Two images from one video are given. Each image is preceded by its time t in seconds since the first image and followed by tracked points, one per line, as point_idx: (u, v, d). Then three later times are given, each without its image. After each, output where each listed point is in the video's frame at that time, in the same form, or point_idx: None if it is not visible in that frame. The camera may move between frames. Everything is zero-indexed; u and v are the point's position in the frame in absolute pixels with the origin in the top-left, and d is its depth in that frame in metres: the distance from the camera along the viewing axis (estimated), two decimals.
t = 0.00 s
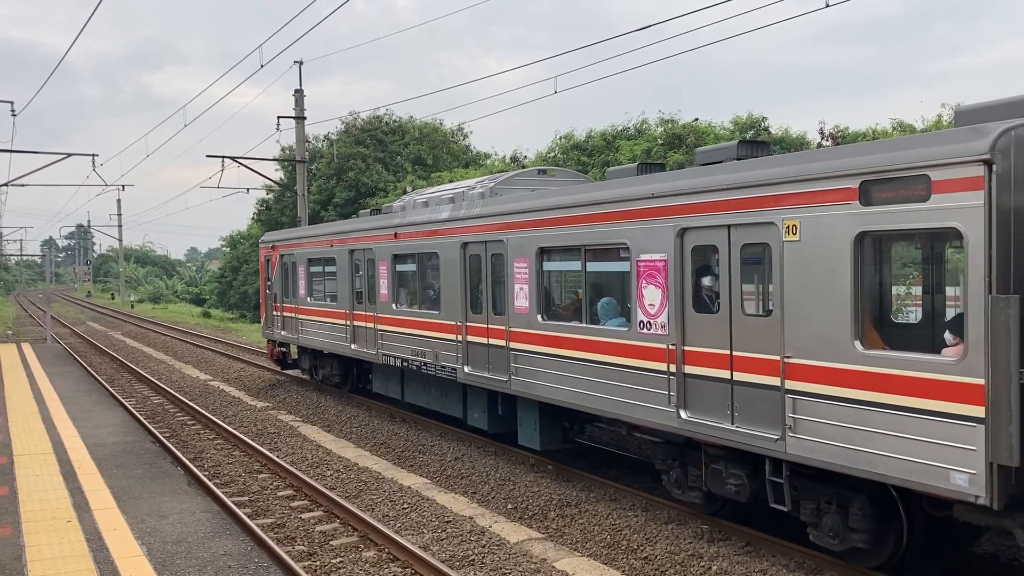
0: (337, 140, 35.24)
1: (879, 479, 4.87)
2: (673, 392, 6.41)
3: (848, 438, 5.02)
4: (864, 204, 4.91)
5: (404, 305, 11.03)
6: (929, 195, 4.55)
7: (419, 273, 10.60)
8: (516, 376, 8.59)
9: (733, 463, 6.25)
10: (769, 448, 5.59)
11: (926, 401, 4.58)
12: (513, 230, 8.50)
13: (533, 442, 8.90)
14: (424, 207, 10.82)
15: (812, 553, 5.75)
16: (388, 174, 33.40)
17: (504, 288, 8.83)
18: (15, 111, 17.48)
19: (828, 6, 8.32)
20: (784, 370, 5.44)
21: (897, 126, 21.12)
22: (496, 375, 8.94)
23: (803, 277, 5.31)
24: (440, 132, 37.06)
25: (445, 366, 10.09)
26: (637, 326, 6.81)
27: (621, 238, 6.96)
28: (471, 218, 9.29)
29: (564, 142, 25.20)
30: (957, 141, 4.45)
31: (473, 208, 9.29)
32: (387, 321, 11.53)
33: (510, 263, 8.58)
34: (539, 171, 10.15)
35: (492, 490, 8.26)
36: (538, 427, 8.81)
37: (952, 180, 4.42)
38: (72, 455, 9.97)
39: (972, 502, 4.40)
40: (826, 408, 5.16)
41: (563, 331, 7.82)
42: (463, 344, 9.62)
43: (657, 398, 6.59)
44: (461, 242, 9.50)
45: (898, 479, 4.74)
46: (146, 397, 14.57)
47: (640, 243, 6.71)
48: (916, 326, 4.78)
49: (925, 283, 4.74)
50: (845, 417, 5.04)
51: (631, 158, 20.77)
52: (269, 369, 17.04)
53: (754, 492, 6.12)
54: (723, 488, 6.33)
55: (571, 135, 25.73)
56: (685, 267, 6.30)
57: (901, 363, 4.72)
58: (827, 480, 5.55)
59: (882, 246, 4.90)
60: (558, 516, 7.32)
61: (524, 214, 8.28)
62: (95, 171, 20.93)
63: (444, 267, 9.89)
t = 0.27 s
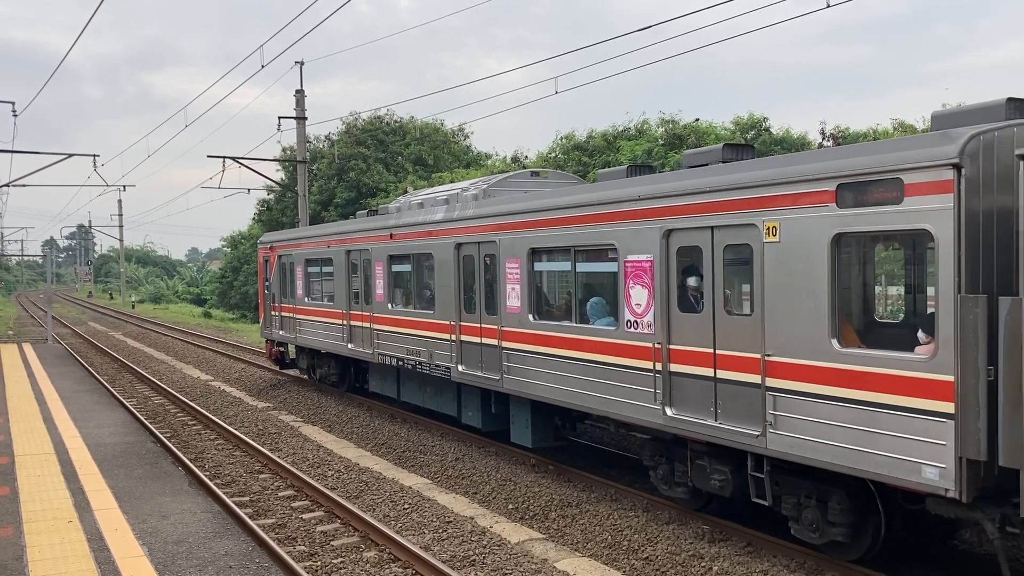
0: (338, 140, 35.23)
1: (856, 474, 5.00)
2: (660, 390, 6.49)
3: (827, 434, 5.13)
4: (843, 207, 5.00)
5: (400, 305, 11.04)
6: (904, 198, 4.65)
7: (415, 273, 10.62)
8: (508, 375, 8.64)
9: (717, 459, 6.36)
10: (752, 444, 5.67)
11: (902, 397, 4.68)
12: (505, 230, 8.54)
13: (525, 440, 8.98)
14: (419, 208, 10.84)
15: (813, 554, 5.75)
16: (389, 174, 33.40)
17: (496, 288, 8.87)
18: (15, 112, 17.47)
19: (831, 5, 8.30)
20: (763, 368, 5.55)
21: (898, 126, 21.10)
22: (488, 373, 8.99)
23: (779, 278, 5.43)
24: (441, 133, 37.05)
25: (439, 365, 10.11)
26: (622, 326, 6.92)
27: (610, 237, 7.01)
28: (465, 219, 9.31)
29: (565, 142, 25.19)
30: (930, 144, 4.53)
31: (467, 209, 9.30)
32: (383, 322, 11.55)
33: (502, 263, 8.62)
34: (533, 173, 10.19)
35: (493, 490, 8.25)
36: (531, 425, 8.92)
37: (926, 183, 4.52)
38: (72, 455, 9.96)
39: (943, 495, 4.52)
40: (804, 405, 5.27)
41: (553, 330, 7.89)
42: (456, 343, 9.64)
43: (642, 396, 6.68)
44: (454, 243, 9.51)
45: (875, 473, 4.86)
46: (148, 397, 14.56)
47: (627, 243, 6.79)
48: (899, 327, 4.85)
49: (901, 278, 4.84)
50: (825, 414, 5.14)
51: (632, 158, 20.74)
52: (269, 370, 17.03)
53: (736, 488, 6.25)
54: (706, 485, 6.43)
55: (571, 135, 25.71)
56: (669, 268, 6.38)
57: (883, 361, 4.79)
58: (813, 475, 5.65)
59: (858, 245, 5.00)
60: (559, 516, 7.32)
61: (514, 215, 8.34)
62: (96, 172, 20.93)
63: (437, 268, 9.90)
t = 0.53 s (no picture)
0: (339, 141, 35.23)
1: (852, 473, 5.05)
2: (663, 393, 6.53)
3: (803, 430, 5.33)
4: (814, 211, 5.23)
5: (394, 306, 11.11)
6: (873, 201, 4.85)
7: (409, 274, 10.69)
8: (499, 374, 8.81)
9: (699, 454, 6.54)
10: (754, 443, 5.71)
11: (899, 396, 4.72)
12: (495, 232, 8.71)
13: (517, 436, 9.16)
14: (413, 210, 10.93)
15: (814, 554, 5.75)
16: (390, 175, 33.40)
17: (487, 289, 9.02)
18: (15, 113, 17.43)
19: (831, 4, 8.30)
20: (741, 365, 5.79)
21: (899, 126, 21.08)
22: (478, 371, 9.14)
23: (757, 277, 5.65)
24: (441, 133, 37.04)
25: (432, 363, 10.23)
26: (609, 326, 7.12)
27: (597, 237, 7.20)
28: (458, 220, 9.43)
29: (566, 142, 25.19)
30: (897, 150, 4.75)
31: (459, 211, 9.43)
32: (377, 321, 11.62)
33: (493, 264, 8.79)
34: (523, 175, 10.29)
35: (494, 490, 8.25)
36: (520, 423, 9.18)
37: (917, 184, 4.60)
38: (73, 455, 9.96)
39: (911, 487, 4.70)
40: (781, 401, 5.48)
41: (543, 330, 8.05)
42: (449, 341, 9.76)
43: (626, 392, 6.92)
44: (446, 243, 9.63)
45: (847, 465, 5.07)
46: (148, 398, 14.55)
47: (613, 245, 7.01)
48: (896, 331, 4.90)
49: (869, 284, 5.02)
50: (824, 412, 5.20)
51: (633, 158, 20.72)
52: (268, 371, 17.02)
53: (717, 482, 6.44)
54: (689, 480, 6.62)
55: (572, 136, 25.69)
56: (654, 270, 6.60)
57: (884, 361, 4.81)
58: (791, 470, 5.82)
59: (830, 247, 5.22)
60: (559, 516, 7.32)
61: (503, 217, 8.53)
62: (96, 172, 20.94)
63: (431, 268, 10.00)
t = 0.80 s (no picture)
0: (339, 141, 35.23)
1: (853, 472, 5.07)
2: (668, 394, 6.50)
3: (777, 423, 5.56)
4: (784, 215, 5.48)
5: (388, 305, 11.22)
6: (840, 204, 5.09)
7: (403, 275, 10.82)
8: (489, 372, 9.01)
9: (679, 449, 6.82)
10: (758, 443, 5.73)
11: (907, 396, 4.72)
12: (485, 233, 8.94)
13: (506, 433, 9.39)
14: (407, 211, 11.06)
15: (815, 555, 5.75)
16: (390, 175, 33.40)
17: (477, 288, 9.24)
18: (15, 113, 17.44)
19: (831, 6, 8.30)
20: (717, 362, 6.02)
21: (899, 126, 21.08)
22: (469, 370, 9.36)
23: (732, 278, 5.89)
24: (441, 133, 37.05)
25: (425, 361, 10.40)
26: (592, 325, 7.37)
27: (582, 238, 7.43)
28: (449, 222, 9.64)
29: (566, 142, 25.20)
30: (861, 155, 5.01)
31: (450, 212, 9.64)
32: (372, 320, 11.71)
33: (482, 265, 9.01)
34: (513, 177, 10.52)
35: (494, 491, 8.25)
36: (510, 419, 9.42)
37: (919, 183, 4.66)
38: (73, 456, 9.96)
39: (876, 479, 4.94)
40: (755, 396, 5.72)
41: (531, 328, 8.27)
42: (440, 340, 9.94)
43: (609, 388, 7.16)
44: (438, 244, 9.83)
45: (816, 457, 5.30)
46: (148, 398, 14.55)
47: (596, 246, 7.27)
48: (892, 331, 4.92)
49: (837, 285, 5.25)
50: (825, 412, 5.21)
51: (633, 158, 20.70)
52: (268, 371, 17.01)
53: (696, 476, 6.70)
54: (670, 475, 6.87)
55: (572, 136, 25.67)
56: (637, 270, 6.84)
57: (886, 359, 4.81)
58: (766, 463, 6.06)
59: (802, 248, 5.46)
60: (560, 517, 7.32)
61: (492, 219, 8.75)
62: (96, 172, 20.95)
63: (423, 268, 10.21)
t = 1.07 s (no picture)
0: (339, 141, 35.24)
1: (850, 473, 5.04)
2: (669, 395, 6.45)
3: (747, 418, 5.77)
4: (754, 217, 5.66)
5: (380, 306, 11.29)
6: (805, 207, 5.26)
7: (394, 275, 10.88)
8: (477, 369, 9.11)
9: (656, 444, 7.02)
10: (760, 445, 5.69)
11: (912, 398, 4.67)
12: (472, 234, 9.04)
13: (491, 429, 9.60)
14: (398, 213, 11.11)
15: (815, 555, 5.75)
16: (390, 175, 33.42)
17: (465, 289, 9.35)
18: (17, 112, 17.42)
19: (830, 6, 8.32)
20: (691, 359, 6.23)
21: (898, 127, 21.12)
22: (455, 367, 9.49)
23: (703, 278, 6.08)
24: (442, 133, 37.07)
25: (415, 360, 10.48)
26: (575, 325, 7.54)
27: (567, 239, 7.57)
28: (439, 223, 9.73)
29: (566, 143, 25.22)
30: (824, 160, 5.19)
31: (439, 214, 9.74)
32: (364, 320, 11.76)
33: (471, 265, 9.11)
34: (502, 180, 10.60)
35: (494, 491, 8.25)
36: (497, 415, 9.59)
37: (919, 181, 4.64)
38: (73, 456, 9.96)
39: (837, 470, 5.14)
40: (729, 392, 5.90)
41: (516, 327, 8.41)
42: (429, 339, 10.04)
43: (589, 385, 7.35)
44: (428, 245, 9.91)
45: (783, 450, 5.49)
46: (148, 398, 14.55)
47: (579, 247, 7.43)
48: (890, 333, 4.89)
49: (803, 285, 5.43)
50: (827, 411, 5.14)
51: (633, 158, 20.71)
52: (267, 371, 17.00)
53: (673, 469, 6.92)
54: (648, 467, 7.09)
55: (572, 136, 25.68)
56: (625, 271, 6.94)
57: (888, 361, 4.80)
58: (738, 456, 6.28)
59: (771, 250, 5.63)
60: (560, 517, 7.31)
61: (479, 220, 8.87)
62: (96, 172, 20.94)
63: (414, 268, 10.30)
